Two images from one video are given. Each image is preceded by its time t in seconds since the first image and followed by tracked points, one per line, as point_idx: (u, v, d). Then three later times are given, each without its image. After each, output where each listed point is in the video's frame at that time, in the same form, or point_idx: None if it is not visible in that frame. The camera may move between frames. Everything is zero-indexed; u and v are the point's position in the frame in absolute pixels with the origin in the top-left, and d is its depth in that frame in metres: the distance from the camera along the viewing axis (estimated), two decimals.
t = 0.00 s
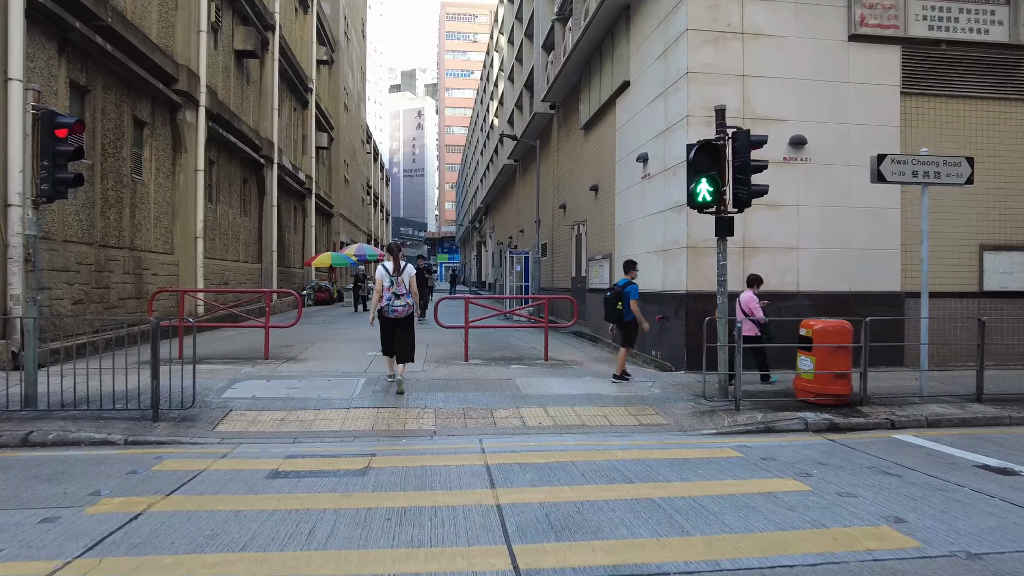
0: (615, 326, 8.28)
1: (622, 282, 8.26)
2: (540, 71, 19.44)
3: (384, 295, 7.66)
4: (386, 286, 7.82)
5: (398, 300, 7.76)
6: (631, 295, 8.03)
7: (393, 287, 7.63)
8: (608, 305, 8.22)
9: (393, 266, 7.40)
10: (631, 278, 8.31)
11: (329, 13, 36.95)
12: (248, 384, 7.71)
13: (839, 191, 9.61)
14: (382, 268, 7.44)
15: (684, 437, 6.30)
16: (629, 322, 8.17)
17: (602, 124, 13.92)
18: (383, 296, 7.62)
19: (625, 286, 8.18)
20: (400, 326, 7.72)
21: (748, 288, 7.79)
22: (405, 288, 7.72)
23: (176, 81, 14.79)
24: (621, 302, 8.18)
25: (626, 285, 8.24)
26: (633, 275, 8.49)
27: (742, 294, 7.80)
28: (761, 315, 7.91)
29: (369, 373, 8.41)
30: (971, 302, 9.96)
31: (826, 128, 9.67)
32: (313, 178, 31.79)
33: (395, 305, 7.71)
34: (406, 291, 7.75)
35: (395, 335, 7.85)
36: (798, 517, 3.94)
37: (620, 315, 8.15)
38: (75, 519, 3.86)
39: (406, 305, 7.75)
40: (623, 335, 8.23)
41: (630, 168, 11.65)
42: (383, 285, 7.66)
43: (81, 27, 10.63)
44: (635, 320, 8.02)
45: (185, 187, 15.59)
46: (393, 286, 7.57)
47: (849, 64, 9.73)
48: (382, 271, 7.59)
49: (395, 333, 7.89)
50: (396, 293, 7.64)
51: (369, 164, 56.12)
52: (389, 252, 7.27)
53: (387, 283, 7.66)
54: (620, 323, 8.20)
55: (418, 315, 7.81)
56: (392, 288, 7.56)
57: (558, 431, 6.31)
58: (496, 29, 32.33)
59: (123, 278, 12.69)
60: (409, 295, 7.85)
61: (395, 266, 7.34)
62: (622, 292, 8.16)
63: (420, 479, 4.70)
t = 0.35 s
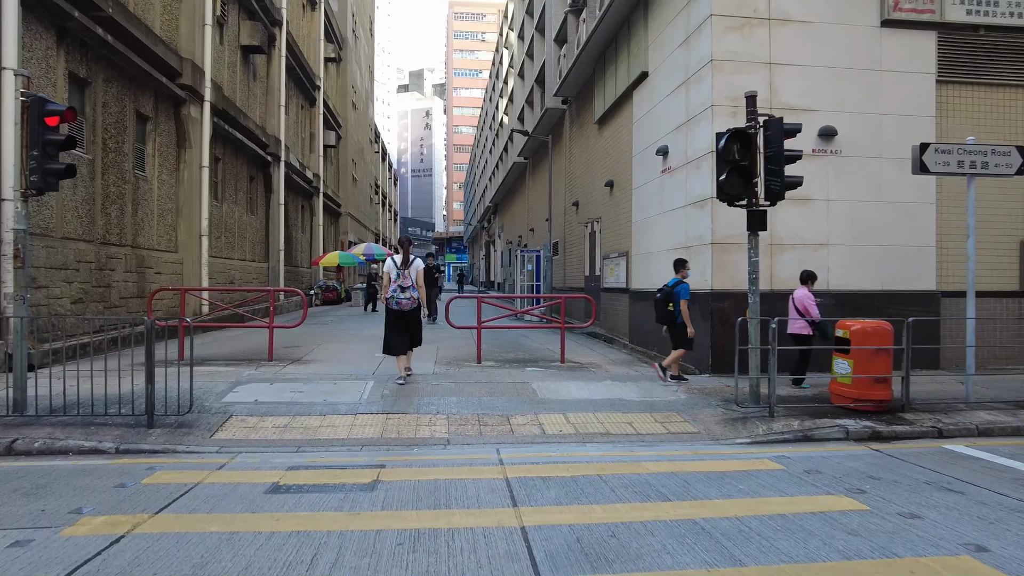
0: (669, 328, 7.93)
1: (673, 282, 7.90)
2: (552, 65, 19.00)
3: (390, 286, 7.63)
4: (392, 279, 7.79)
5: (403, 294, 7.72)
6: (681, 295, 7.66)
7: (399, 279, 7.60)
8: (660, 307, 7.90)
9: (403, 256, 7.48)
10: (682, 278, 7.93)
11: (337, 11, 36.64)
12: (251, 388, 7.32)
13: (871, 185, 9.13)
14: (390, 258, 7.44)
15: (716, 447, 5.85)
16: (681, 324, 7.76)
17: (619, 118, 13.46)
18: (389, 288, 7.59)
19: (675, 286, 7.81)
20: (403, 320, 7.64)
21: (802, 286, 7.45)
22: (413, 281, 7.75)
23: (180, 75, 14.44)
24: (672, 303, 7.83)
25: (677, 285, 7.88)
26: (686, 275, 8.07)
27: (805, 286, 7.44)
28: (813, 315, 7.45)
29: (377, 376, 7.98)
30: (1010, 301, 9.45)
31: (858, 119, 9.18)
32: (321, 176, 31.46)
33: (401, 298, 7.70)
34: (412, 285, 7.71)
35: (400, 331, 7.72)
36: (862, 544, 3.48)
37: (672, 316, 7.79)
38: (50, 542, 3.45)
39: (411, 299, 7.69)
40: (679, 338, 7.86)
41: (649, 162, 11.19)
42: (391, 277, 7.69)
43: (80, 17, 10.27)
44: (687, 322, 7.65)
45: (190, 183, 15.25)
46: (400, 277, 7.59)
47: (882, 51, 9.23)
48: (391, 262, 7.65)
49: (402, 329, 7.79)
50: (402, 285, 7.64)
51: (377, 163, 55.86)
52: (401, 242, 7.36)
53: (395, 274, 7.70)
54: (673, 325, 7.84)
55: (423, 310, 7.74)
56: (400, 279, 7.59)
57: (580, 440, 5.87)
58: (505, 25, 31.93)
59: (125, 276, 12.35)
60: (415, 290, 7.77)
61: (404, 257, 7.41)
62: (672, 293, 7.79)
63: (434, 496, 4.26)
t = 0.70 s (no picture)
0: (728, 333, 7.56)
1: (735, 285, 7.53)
2: (563, 60, 18.53)
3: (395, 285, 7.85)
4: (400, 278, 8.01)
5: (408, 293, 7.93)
6: (742, 300, 7.29)
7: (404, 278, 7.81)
8: (718, 310, 7.54)
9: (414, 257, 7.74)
10: (743, 280, 7.53)
11: (345, 8, 36.28)
12: (248, 395, 6.86)
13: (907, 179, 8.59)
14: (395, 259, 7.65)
15: (752, 464, 5.34)
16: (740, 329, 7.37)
17: (635, 112, 12.96)
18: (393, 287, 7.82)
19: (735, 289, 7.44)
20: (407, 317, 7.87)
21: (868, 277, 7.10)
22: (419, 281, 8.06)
23: (182, 69, 14.05)
24: (732, 307, 7.46)
25: (737, 288, 7.48)
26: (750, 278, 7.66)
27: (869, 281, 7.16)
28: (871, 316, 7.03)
29: (381, 382, 7.51)
30: None
31: (892, 109, 8.64)
32: (327, 175, 31.08)
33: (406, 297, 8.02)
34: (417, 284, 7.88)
35: (406, 327, 8.06)
36: None
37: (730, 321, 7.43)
38: None
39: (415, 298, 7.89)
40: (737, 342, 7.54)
41: (671, 156, 10.69)
42: (398, 275, 7.99)
43: (76, 6, 9.87)
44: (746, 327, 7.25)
45: (192, 181, 14.85)
46: (407, 277, 7.89)
47: (918, 37, 8.69)
48: (401, 262, 7.95)
49: (409, 325, 8.12)
50: (408, 284, 7.92)
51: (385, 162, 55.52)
52: (413, 244, 7.60)
53: (403, 273, 8.01)
54: (731, 329, 7.49)
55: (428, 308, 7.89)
56: (406, 279, 7.87)
57: (603, 455, 5.38)
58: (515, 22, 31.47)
59: (123, 276, 11.93)
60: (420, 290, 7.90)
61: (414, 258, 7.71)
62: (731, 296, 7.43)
63: (443, 524, 3.78)
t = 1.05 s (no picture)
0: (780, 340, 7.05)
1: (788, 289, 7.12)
2: (568, 56, 18.12)
3: (400, 290, 7.65)
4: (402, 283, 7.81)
5: (413, 297, 7.74)
6: (801, 303, 6.88)
7: (407, 283, 7.62)
8: (772, 316, 7.06)
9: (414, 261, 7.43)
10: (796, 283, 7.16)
11: (346, 6, 35.92)
12: (239, 406, 6.47)
13: (934, 177, 8.17)
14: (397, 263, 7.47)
15: (781, 484, 4.92)
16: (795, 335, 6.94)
17: (645, 107, 12.54)
18: (398, 292, 7.63)
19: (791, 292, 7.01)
20: (415, 322, 7.68)
21: (924, 280, 6.87)
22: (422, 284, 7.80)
23: (177, 65, 13.66)
24: (786, 311, 7.02)
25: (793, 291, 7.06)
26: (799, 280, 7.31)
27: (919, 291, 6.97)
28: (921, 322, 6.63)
29: (381, 392, 7.10)
30: None
31: (919, 102, 8.21)
32: (329, 175, 30.69)
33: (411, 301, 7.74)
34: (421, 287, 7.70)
35: (416, 332, 7.81)
36: None
37: (786, 326, 6.96)
38: None
39: (420, 302, 7.70)
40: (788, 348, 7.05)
41: (683, 153, 10.27)
42: (400, 280, 7.70)
43: None
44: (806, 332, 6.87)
45: (188, 180, 14.48)
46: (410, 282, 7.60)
47: (946, 26, 8.26)
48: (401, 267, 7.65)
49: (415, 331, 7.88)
50: (412, 289, 7.65)
51: (387, 162, 55.18)
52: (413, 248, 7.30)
53: (405, 278, 7.71)
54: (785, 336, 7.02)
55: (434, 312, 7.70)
56: (409, 283, 7.59)
57: (619, 474, 4.98)
58: (518, 19, 31.05)
59: (115, 278, 11.54)
60: (425, 293, 7.72)
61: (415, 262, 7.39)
62: (788, 300, 6.99)
63: (447, 562, 3.36)
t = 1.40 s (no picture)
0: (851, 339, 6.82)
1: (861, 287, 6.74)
2: (577, 49, 17.70)
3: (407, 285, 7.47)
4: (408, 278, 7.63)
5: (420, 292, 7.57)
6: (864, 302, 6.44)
7: (415, 277, 7.44)
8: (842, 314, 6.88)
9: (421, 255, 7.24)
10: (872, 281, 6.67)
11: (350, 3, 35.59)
12: (234, 411, 6.06)
13: (969, 169, 7.73)
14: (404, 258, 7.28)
15: (823, 499, 4.49)
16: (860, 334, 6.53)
17: (659, 100, 12.14)
18: (405, 287, 7.44)
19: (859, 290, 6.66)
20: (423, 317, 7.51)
21: (997, 276, 6.46)
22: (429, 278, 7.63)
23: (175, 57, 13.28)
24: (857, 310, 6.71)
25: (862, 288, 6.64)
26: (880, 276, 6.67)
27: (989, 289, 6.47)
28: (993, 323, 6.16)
29: (384, 395, 6.68)
30: None
31: (953, 90, 7.77)
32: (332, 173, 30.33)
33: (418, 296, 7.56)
34: (428, 282, 7.54)
35: (420, 327, 7.62)
36: None
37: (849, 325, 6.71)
38: None
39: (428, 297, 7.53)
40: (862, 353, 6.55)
41: (702, 145, 9.86)
42: (406, 275, 7.49)
43: None
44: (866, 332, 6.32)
45: (187, 176, 14.11)
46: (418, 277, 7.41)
47: (982, 9, 7.82)
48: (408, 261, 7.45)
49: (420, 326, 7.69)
50: (419, 284, 7.47)
51: (390, 161, 54.82)
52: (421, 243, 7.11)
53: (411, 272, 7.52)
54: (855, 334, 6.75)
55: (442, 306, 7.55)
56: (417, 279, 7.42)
57: (645, 488, 4.57)
58: (524, 15, 30.68)
59: (110, 275, 11.16)
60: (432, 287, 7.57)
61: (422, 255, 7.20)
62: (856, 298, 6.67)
63: None
